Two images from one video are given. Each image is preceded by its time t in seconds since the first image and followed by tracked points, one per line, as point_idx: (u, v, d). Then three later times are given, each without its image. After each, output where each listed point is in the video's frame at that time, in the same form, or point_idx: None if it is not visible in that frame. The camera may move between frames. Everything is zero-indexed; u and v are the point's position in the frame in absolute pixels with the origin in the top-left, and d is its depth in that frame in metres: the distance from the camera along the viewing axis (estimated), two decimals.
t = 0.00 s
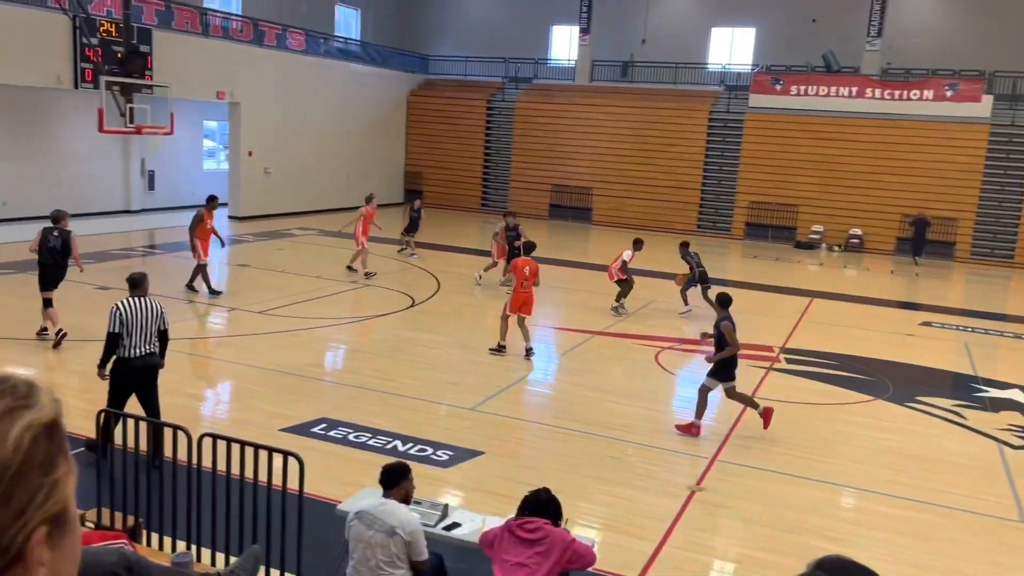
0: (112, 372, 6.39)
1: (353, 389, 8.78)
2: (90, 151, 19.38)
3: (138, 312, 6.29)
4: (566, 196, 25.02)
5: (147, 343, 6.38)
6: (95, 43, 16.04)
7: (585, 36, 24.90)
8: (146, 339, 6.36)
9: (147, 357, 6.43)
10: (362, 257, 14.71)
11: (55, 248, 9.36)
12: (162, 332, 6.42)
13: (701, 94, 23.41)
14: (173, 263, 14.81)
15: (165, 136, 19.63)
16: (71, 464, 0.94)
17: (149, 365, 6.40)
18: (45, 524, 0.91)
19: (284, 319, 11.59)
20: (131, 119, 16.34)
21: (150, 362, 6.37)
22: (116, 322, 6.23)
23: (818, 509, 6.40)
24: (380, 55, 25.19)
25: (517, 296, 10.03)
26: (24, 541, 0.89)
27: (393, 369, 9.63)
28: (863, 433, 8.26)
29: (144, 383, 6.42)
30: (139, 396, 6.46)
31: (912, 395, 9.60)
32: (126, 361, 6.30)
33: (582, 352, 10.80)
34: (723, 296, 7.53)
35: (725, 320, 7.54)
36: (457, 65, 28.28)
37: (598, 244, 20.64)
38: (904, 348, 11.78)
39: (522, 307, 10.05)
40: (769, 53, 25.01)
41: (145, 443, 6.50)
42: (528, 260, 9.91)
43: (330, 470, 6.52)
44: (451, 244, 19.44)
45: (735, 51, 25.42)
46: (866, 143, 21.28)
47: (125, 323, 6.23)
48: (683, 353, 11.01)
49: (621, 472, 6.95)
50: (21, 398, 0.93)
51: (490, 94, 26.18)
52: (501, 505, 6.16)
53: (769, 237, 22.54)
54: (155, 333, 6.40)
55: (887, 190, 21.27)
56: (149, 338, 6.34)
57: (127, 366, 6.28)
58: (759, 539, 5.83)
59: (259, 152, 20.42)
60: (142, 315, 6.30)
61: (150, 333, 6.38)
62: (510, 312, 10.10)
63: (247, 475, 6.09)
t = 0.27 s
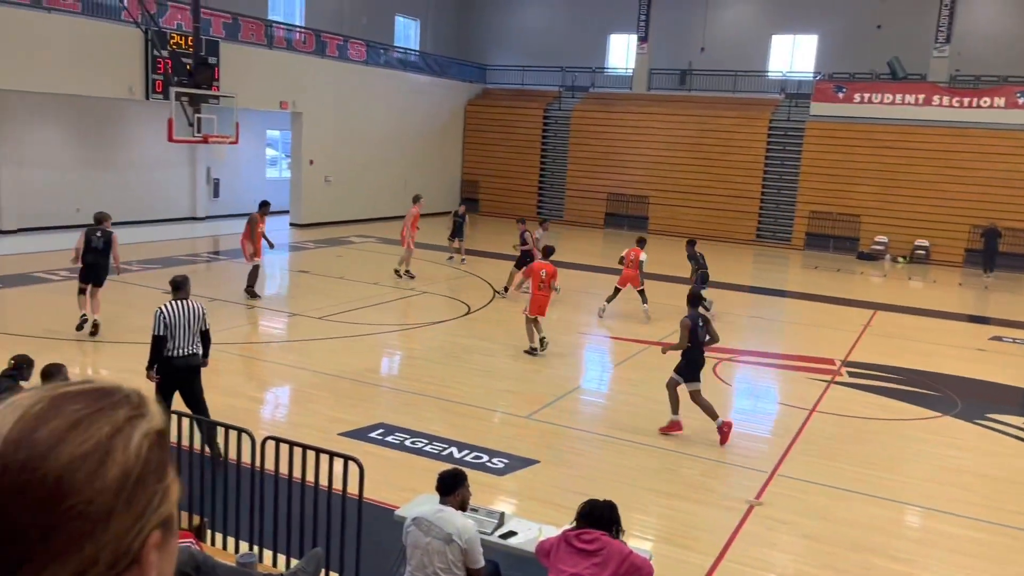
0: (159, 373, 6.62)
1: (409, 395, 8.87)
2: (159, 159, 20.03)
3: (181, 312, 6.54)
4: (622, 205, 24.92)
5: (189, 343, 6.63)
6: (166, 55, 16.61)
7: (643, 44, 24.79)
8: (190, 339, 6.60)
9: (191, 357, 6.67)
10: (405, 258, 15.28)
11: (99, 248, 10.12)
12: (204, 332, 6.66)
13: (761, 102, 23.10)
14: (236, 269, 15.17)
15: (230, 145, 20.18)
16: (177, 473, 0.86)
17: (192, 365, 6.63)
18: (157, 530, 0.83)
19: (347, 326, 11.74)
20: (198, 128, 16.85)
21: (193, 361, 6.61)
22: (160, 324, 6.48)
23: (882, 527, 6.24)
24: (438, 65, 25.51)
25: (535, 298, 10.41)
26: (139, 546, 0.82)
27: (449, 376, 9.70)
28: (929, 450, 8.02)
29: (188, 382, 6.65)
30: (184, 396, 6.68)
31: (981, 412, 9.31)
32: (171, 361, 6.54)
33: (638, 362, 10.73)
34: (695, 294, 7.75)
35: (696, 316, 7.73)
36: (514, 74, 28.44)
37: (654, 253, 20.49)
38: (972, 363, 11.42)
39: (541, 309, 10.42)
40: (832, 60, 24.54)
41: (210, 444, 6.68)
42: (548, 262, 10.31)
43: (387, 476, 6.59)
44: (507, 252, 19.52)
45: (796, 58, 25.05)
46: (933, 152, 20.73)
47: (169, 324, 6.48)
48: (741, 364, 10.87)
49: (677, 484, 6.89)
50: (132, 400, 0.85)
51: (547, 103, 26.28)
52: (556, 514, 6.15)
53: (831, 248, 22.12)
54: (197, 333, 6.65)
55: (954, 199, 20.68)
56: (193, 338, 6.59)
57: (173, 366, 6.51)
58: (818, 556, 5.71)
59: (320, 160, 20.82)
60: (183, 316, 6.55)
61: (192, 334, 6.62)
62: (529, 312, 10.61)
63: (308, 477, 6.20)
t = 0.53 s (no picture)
0: (195, 368, 7.12)
1: (454, 402, 8.91)
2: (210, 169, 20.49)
3: (215, 314, 6.96)
4: (667, 214, 24.76)
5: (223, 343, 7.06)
6: (218, 67, 17.03)
7: (689, 52, 24.65)
8: (223, 338, 7.03)
9: (225, 356, 7.11)
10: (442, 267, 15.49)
11: (133, 256, 10.82)
12: (236, 332, 7.07)
13: (809, 110, 22.80)
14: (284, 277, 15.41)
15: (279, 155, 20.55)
16: (248, 479, 0.94)
17: (226, 364, 7.07)
18: (234, 535, 0.91)
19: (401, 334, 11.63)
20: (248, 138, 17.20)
21: (226, 359, 7.05)
22: (194, 324, 6.93)
23: (936, 545, 6.08)
24: (483, 75, 25.69)
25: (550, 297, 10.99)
26: (220, 548, 0.90)
27: (493, 384, 9.72)
28: (986, 466, 7.80)
29: (221, 378, 7.10)
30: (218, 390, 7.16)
31: None
32: (206, 358, 6.99)
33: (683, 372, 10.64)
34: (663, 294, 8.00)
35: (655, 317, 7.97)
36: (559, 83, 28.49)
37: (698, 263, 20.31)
38: None
39: (556, 311, 11.01)
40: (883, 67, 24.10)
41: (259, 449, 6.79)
42: (569, 268, 10.84)
43: (432, 483, 6.63)
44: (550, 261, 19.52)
45: (846, 65, 24.69)
46: (989, 160, 20.19)
47: (202, 325, 6.93)
48: (789, 376, 10.70)
49: (723, 496, 6.80)
50: (209, 411, 0.93)
51: (591, 112, 26.28)
52: (601, 525, 6.11)
53: (882, 258, 21.69)
54: (230, 334, 7.07)
55: (1010, 209, 20.12)
56: (225, 338, 7.02)
57: (206, 364, 6.96)
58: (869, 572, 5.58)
59: (366, 170, 21.08)
60: (217, 318, 6.97)
61: (226, 334, 7.05)
62: (546, 311, 11.31)
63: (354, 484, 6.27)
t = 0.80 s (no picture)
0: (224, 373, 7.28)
1: (489, 411, 8.91)
2: (249, 179, 20.81)
3: (245, 321, 7.13)
4: (704, 222, 24.58)
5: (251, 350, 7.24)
6: (258, 80, 17.30)
7: (725, 59, 24.47)
8: (252, 345, 7.19)
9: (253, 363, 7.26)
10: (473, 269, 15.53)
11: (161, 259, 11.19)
12: (266, 340, 7.25)
13: (849, 115, 22.49)
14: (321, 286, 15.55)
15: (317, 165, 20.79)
16: (286, 494, 0.96)
17: (253, 370, 7.23)
18: (272, 548, 0.92)
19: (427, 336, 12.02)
20: (287, 149, 17.43)
21: (254, 366, 7.20)
22: (225, 330, 7.10)
23: (983, 560, 5.93)
24: (518, 84, 25.77)
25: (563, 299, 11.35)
26: (258, 561, 0.91)
27: (529, 393, 9.70)
28: None
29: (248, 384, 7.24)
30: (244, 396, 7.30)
31: None
32: (235, 365, 7.15)
33: (720, 382, 10.53)
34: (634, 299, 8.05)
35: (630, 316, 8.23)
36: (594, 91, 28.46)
37: (735, 271, 20.12)
38: None
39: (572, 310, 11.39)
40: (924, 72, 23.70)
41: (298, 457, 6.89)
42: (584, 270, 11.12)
43: (467, 492, 6.63)
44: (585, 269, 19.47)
45: (886, 70, 24.32)
46: None
47: (233, 332, 7.09)
48: (829, 386, 10.54)
49: (762, 508, 6.70)
50: (248, 425, 0.96)
51: (626, 120, 26.22)
52: (637, 536, 6.06)
53: (925, 265, 21.28)
54: (259, 341, 7.24)
55: None
56: (255, 345, 7.18)
57: (236, 370, 7.12)
58: None
59: (402, 179, 21.23)
60: (248, 324, 7.14)
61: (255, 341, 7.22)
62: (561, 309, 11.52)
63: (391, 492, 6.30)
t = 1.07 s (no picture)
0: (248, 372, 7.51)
1: (517, 417, 8.92)
2: (279, 187, 21.05)
3: (270, 322, 7.36)
4: (732, 227, 24.42)
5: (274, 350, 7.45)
6: (288, 88, 17.51)
7: (754, 63, 24.31)
8: (275, 346, 7.40)
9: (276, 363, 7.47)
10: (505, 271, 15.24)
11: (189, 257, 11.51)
12: (289, 340, 7.45)
13: (880, 119, 22.22)
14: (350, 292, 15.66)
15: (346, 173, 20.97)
16: (320, 497, 0.98)
17: (276, 370, 7.44)
18: (308, 548, 0.94)
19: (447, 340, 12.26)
20: (316, 157, 17.61)
21: (277, 366, 7.41)
22: (251, 329, 7.33)
23: (1021, 570, 5.81)
24: (545, 90, 25.82)
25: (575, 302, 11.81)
26: (293, 561, 0.93)
27: (557, 399, 9.69)
28: None
29: (270, 384, 7.46)
30: (266, 396, 7.52)
31: None
32: (258, 364, 7.36)
33: (750, 388, 10.44)
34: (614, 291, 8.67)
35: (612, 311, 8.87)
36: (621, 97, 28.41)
37: (765, 276, 19.95)
38: None
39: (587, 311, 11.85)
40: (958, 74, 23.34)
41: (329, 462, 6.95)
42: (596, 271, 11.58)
43: (496, 498, 6.64)
44: (613, 275, 19.41)
45: (918, 72, 24.02)
46: None
47: (258, 331, 7.32)
48: (861, 392, 10.40)
49: (793, 516, 6.63)
50: (283, 428, 0.98)
51: (654, 125, 26.14)
52: (667, 543, 6.03)
53: (959, 270, 20.93)
54: (283, 341, 7.45)
55: None
56: (278, 346, 7.39)
57: (259, 369, 7.33)
58: None
59: (430, 187, 21.33)
60: (272, 325, 7.36)
61: (279, 342, 7.43)
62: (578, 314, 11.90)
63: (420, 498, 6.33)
